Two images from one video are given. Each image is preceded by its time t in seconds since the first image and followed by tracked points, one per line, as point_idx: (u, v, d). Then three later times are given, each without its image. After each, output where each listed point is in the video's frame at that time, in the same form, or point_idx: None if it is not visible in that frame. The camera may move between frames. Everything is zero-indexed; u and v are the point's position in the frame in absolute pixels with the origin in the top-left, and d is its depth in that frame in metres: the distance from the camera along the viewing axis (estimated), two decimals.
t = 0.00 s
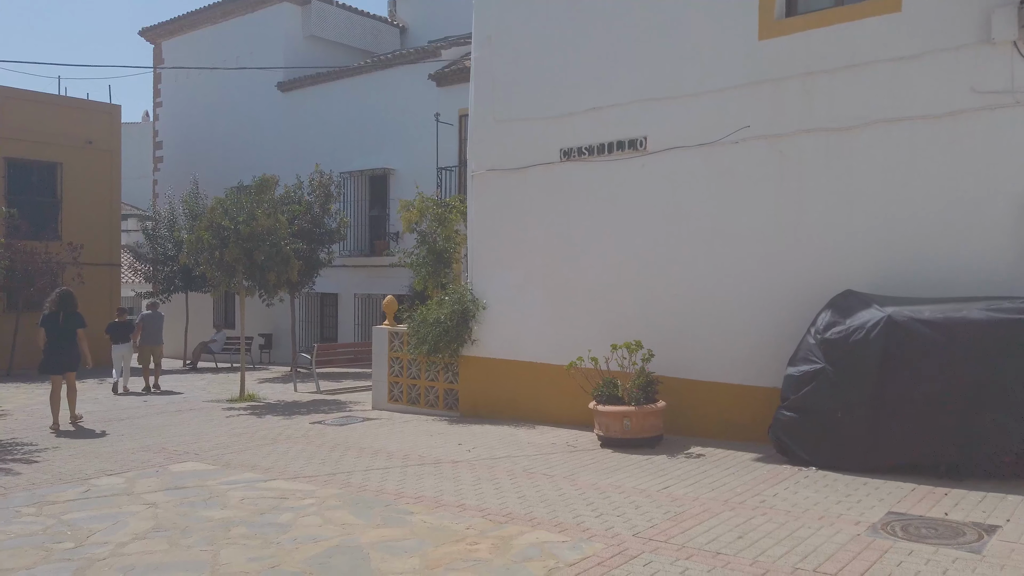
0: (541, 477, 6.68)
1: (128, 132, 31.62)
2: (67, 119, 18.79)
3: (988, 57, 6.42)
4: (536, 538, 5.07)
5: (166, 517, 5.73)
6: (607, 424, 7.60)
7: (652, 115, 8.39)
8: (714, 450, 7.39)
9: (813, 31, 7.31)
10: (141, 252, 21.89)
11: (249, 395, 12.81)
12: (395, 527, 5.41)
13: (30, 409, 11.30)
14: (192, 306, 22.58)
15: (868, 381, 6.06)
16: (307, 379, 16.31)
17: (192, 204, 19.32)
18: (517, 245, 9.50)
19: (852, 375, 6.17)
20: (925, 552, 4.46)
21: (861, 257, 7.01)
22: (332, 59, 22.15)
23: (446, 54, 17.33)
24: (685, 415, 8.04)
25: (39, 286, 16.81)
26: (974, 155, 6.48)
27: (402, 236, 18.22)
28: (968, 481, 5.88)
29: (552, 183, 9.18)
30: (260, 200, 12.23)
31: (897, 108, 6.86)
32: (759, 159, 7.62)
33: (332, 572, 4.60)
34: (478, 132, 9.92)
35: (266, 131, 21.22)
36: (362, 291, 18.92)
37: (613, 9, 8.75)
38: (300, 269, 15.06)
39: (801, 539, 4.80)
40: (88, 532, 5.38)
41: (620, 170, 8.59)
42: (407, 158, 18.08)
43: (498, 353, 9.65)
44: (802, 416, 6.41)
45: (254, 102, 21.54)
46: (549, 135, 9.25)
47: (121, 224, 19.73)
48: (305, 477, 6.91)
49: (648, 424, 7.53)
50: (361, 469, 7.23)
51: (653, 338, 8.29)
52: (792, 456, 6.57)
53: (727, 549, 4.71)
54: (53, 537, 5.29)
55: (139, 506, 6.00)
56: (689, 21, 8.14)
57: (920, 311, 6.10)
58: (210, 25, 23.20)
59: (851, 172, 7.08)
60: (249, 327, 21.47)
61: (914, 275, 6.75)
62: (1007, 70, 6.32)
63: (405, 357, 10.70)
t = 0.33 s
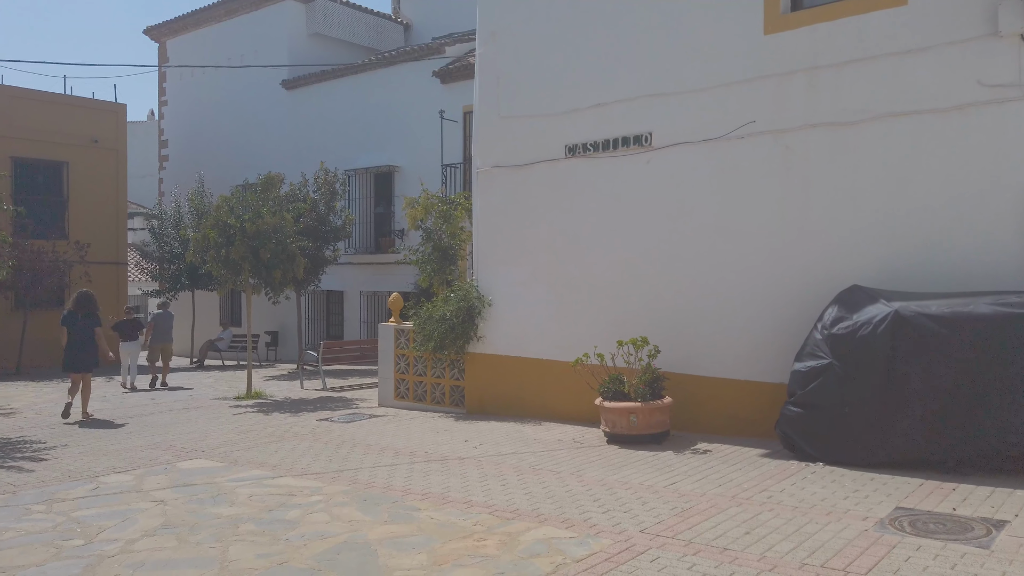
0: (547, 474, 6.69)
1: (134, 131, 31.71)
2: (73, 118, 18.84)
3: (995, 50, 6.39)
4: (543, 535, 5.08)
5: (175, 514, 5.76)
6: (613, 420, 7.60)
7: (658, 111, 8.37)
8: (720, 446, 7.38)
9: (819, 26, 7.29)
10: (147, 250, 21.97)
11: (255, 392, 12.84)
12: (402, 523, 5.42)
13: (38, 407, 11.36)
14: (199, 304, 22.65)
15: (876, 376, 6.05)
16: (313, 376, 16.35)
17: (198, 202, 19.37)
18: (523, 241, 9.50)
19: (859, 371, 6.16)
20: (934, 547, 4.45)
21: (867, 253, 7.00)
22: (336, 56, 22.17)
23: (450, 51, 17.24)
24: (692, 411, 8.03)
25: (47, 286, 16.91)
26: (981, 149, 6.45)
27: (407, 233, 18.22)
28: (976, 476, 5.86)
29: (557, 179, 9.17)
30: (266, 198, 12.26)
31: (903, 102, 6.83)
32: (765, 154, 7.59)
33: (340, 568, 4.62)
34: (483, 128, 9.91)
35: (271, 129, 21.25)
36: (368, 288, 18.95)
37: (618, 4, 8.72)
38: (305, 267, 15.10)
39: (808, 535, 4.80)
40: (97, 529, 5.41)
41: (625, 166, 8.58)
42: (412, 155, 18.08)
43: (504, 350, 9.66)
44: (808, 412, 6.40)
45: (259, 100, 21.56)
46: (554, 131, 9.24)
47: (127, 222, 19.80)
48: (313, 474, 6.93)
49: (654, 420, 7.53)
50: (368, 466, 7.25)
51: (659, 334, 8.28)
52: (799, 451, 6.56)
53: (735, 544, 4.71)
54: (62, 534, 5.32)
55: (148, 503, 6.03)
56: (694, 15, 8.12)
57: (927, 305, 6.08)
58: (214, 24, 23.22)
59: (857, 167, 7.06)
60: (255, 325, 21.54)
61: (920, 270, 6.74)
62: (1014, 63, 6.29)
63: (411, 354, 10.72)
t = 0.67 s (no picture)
0: (560, 471, 6.69)
1: (149, 129, 31.94)
2: (89, 116, 18.96)
3: (1014, 46, 6.32)
4: (556, 532, 5.08)
5: (191, 509, 5.80)
6: (626, 418, 7.59)
7: (672, 107, 8.33)
8: (735, 444, 7.36)
9: (834, 21, 7.23)
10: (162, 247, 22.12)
11: (270, 388, 12.91)
12: (416, 519, 5.44)
13: (56, 402, 11.46)
14: (213, 301, 22.79)
15: (893, 375, 6.01)
16: (327, 373, 16.41)
17: (212, 198, 19.48)
18: (537, 238, 9.48)
19: (875, 369, 6.11)
20: (951, 548, 4.42)
21: (881, 251, 6.95)
22: (349, 54, 22.23)
23: (462, 48, 17.22)
24: (705, 408, 8.02)
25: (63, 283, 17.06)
26: (999, 146, 6.39)
27: (420, 231, 18.24)
28: (994, 476, 5.81)
29: (571, 176, 9.15)
30: (280, 195, 12.32)
31: (920, 98, 6.77)
32: (780, 151, 7.55)
33: (355, 564, 4.65)
34: (497, 126, 9.91)
35: (284, 127, 21.34)
36: (381, 285, 19.00)
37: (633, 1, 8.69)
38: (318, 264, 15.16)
39: (824, 534, 4.78)
40: (115, 523, 5.46)
41: (639, 163, 8.55)
42: (424, 152, 18.11)
43: (517, 347, 9.66)
44: (823, 411, 6.36)
45: (273, 98, 21.65)
46: (568, 127, 9.22)
47: (142, 219, 19.91)
48: (327, 470, 6.96)
49: (667, 417, 7.51)
50: (382, 462, 7.27)
51: (673, 332, 8.26)
52: (815, 451, 6.52)
53: (749, 543, 4.69)
54: (80, 528, 5.37)
55: (164, 498, 6.07)
56: (709, 12, 8.09)
57: (944, 303, 6.03)
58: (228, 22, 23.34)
59: (873, 164, 7.00)
60: (269, 322, 21.66)
61: (937, 268, 6.69)
62: None
63: (424, 352, 10.74)
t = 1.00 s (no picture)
0: (581, 471, 6.67)
1: (173, 129, 32.27)
2: (114, 116, 19.18)
3: None
4: (578, 532, 5.06)
5: (215, 505, 5.85)
6: (648, 418, 7.56)
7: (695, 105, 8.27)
8: (757, 446, 7.30)
9: (860, 17, 7.15)
10: (186, 246, 22.33)
11: (292, 386, 12.99)
12: (437, 518, 5.44)
13: (82, 398, 11.60)
14: (236, 299, 22.98)
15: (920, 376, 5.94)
16: (348, 372, 16.49)
17: (234, 197, 19.65)
18: (558, 237, 9.46)
19: (903, 371, 6.03)
20: (980, 552, 4.36)
21: (907, 250, 6.86)
22: (370, 53, 22.31)
23: (484, 45, 17.14)
24: (727, 409, 7.97)
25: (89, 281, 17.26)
26: None
27: (440, 229, 18.28)
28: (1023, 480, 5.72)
29: (593, 174, 9.11)
30: (301, 194, 12.40)
31: (948, 95, 6.67)
32: (804, 149, 7.47)
33: (377, 561, 4.66)
34: (519, 124, 9.90)
35: (306, 126, 21.47)
36: (401, 284, 19.06)
37: None
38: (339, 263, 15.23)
39: (850, 537, 4.72)
40: (141, 519, 5.52)
41: (662, 161, 8.49)
42: (445, 151, 18.14)
43: (538, 346, 9.65)
44: (849, 412, 6.29)
45: (295, 97, 21.79)
46: (589, 126, 9.19)
47: (166, 217, 20.10)
48: (349, 467, 7.00)
49: (690, 418, 7.47)
50: (403, 460, 7.29)
51: (695, 332, 8.20)
52: (840, 452, 6.45)
53: (774, 545, 4.65)
54: (107, 523, 5.42)
55: (189, 494, 6.13)
56: (733, 9, 8.03)
57: (973, 304, 5.95)
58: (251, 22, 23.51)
59: (900, 162, 6.91)
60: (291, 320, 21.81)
61: (965, 267, 6.58)
62: None
63: (444, 350, 10.76)
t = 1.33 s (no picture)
0: (607, 472, 6.64)
1: (202, 131, 32.66)
2: (144, 118, 19.45)
3: None
4: (603, 533, 5.04)
5: (243, 503, 5.90)
6: (674, 419, 7.51)
7: (722, 104, 8.23)
8: (786, 448, 7.23)
9: (891, 13, 7.06)
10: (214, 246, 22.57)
11: (318, 386, 13.09)
12: (462, 518, 5.45)
13: (113, 397, 11.77)
14: (263, 299, 23.21)
15: (954, 378, 5.86)
16: (373, 371, 16.57)
17: (261, 197, 19.83)
18: (583, 236, 9.45)
19: (937, 371, 5.94)
20: (1016, 558, 4.27)
21: (940, 248, 6.76)
22: (396, 53, 22.42)
23: (508, 45, 17.20)
24: (755, 410, 7.90)
25: (120, 281, 17.49)
26: None
27: (464, 229, 18.32)
28: None
29: (618, 173, 9.08)
30: (327, 194, 12.48)
31: (982, 91, 6.56)
32: (834, 147, 7.39)
33: (402, 560, 4.68)
34: (544, 123, 9.91)
35: (331, 127, 21.63)
36: (426, 284, 19.12)
37: None
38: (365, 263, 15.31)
39: (881, 542, 4.66)
40: (170, 515, 5.58)
41: (688, 160, 8.45)
42: (469, 151, 18.18)
43: (563, 346, 9.64)
44: (880, 414, 6.19)
45: (322, 98, 21.94)
46: (615, 124, 9.16)
47: (195, 218, 20.33)
48: (374, 466, 7.04)
49: (717, 419, 7.41)
50: (428, 460, 7.30)
51: (722, 332, 8.15)
52: (871, 456, 6.35)
53: (803, 549, 4.60)
54: (137, 519, 5.49)
55: (217, 492, 6.19)
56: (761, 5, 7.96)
57: (1008, 304, 5.86)
58: (278, 24, 23.72)
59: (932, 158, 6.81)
60: (316, 319, 21.97)
61: (998, 265, 6.48)
62: None
63: (469, 350, 10.78)
